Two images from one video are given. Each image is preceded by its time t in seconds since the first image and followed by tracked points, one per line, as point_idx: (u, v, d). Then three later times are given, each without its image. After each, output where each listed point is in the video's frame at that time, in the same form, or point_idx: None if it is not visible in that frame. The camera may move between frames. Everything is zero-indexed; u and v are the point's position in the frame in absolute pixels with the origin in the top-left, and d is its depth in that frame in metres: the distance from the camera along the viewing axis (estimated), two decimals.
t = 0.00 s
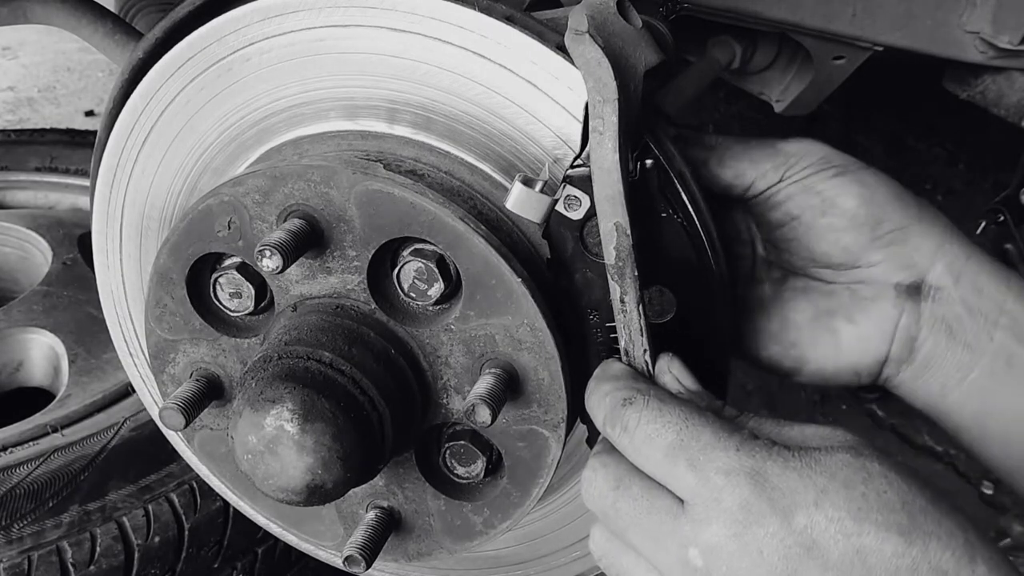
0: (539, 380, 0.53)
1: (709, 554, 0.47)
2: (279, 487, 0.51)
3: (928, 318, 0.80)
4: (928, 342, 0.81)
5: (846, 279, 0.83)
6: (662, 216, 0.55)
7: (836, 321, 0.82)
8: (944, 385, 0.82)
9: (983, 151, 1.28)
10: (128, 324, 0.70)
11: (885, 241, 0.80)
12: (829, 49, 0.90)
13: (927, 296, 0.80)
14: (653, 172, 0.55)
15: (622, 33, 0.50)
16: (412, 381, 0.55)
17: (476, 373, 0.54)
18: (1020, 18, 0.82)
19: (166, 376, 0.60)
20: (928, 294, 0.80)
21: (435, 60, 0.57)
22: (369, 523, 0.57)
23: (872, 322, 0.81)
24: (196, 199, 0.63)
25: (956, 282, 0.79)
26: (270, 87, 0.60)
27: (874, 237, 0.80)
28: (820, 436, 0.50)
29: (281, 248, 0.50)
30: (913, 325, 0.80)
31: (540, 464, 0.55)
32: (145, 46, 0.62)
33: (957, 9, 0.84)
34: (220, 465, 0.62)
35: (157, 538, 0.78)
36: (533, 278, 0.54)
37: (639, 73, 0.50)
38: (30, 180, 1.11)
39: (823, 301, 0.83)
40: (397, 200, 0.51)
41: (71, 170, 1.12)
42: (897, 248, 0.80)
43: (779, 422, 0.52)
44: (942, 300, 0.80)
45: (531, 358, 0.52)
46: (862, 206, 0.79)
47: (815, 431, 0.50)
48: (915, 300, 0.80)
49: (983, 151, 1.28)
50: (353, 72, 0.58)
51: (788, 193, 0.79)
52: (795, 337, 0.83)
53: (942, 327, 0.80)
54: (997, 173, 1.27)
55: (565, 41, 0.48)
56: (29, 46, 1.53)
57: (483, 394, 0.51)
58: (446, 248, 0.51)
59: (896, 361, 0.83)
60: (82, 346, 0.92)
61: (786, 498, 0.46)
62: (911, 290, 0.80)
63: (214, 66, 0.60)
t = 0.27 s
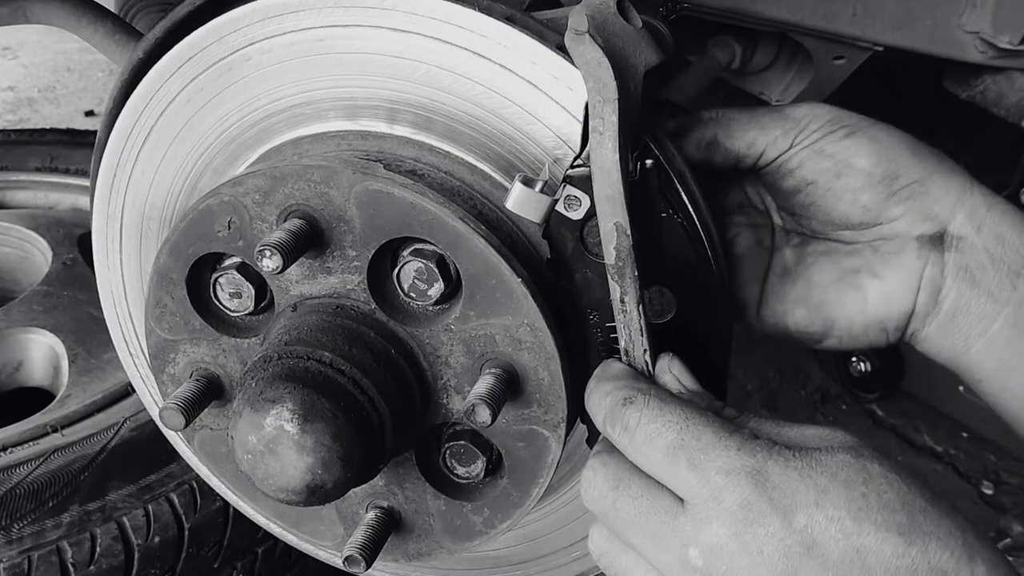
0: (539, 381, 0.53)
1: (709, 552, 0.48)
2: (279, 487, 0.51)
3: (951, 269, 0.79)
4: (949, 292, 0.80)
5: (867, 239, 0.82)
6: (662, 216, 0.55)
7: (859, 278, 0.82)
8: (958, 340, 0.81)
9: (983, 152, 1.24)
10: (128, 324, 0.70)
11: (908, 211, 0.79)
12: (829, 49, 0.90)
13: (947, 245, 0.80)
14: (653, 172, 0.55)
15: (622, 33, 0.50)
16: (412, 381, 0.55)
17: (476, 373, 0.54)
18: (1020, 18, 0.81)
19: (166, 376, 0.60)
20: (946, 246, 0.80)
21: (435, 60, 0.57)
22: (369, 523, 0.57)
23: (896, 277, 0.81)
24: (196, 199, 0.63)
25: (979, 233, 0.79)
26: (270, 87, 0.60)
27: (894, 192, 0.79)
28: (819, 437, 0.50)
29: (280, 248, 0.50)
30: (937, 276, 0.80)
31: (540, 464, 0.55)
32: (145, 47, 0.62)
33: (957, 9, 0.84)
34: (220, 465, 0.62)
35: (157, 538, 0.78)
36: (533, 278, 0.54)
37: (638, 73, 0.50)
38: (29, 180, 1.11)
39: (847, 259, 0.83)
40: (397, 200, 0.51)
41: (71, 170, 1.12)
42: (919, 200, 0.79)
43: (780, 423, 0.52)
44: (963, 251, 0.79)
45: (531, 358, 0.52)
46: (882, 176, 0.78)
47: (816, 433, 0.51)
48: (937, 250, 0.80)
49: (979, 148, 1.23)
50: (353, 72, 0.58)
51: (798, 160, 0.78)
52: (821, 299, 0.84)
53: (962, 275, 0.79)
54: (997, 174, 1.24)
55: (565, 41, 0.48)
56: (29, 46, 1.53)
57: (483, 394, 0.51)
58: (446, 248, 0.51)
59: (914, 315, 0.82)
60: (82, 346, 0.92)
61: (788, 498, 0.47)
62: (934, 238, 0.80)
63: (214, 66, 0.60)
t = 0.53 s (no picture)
0: (539, 381, 0.53)
1: (709, 550, 0.48)
2: (279, 487, 0.51)
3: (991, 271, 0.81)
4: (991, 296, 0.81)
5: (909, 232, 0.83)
6: (662, 216, 0.55)
7: (904, 269, 0.81)
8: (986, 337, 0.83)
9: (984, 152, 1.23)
10: (128, 324, 0.70)
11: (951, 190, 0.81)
12: (829, 49, 0.90)
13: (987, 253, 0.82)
14: (653, 172, 0.55)
15: (622, 33, 0.50)
16: (412, 381, 0.55)
17: (476, 373, 0.54)
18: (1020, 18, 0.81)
19: (166, 376, 0.60)
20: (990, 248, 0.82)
21: (435, 60, 0.57)
22: (369, 523, 0.57)
23: (941, 270, 0.81)
24: (196, 199, 0.63)
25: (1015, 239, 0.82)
26: (270, 87, 0.60)
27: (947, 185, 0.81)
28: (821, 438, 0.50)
29: (280, 249, 0.50)
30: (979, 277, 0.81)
31: (540, 464, 0.55)
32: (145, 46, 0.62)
33: (957, 9, 0.84)
34: (220, 465, 0.62)
35: (156, 537, 0.78)
36: (532, 278, 0.54)
37: (638, 73, 0.50)
38: (29, 179, 1.11)
39: (887, 250, 0.83)
40: (397, 200, 0.51)
41: (71, 170, 1.12)
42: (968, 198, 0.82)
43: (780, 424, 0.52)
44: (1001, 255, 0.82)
45: (531, 357, 0.52)
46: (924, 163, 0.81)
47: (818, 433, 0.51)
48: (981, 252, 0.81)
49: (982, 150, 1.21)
50: (353, 72, 0.58)
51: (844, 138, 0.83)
52: (860, 289, 0.82)
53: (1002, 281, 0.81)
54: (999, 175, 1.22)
55: (565, 41, 0.48)
56: (29, 46, 1.53)
57: (483, 394, 0.51)
58: (446, 248, 0.51)
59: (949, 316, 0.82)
60: (82, 345, 0.92)
61: (790, 495, 0.47)
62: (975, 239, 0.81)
63: (214, 66, 0.60)
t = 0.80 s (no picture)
0: (539, 381, 0.53)
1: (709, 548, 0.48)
2: (279, 487, 0.51)
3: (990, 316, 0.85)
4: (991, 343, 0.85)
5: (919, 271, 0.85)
6: (662, 216, 0.55)
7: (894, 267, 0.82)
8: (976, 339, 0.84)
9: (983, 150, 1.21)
10: (128, 324, 0.70)
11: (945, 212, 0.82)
12: (829, 49, 0.90)
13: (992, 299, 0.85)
14: (653, 172, 0.55)
15: (622, 33, 0.50)
16: (412, 381, 0.55)
17: (476, 373, 0.54)
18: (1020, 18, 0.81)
19: (166, 376, 0.60)
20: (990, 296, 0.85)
21: (435, 60, 0.57)
22: (369, 523, 0.57)
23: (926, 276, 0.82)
24: (196, 199, 0.63)
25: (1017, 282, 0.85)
26: (270, 87, 0.60)
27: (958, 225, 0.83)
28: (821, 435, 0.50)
29: (280, 248, 0.50)
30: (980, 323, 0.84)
31: (540, 463, 0.55)
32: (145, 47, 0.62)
33: (957, 9, 0.84)
34: (220, 465, 0.62)
35: (156, 538, 0.78)
36: (532, 278, 0.54)
37: (638, 73, 0.50)
38: (29, 179, 1.11)
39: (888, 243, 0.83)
40: (397, 200, 0.51)
41: (71, 170, 1.12)
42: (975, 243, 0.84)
43: (779, 420, 0.52)
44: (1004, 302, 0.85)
45: (531, 358, 0.52)
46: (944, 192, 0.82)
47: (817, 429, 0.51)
48: (982, 299, 0.85)
49: (980, 149, 1.22)
50: (353, 71, 0.58)
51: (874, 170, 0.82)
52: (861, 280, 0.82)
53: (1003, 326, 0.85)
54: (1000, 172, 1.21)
55: (565, 41, 0.48)
56: (29, 46, 1.53)
57: (483, 394, 0.51)
58: (446, 248, 0.51)
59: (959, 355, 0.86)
60: (82, 345, 0.92)
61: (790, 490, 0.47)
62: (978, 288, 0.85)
63: (214, 66, 0.60)
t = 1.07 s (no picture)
0: (539, 381, 0.53)
1: (698, 552, 0.48)
2: (278, 488, 0.51)
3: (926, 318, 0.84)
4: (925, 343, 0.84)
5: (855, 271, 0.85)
6: (662, 216, 0.55)
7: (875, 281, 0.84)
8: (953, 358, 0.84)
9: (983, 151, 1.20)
10: (128, 324, 0.70)
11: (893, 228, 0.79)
12: (829, 49, 0.90)
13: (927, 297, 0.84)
14: (653, 172, 0.55)
15: (622, 33, 0.50)
16: (412, 381, 0.55)
17: (476, 373, 0.54)
18: (1020, 18, 0.81)
19: (166, 376, 0.60)
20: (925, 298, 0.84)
21: (435, 60, 0.57)
22: (369, 523, 0.57)
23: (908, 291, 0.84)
24: (196, 199, 0.63)
25: (956, 284, 0.83)
26: (270, 87, 0.60)
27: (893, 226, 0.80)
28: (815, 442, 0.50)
29: (280, 248, 0.50)
30: (913, 325, 0.84)
31: (540, 464, 0.55)
32: (145, 47, 0.62)
33: (957, 9, 0.84)
34: (220, 465, 0.62)
35: (157, 538, 0.78)
36: (533, 278, 0.54)
37: (639, 73, 0.50)
38: (29, 179, 1.11)
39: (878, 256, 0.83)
40: (397, 200, 0.51)
41: (71, 170, 1.12)
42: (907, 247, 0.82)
43: (778, 427, 0.52)
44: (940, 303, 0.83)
45: (531, 358, 0.52)
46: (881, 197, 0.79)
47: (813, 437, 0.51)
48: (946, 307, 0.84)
49: (980, 149, 1.22)
50: (353, 72, 0.58)
51: (809, 177, 0.80)
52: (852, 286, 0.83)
53: (938, 328, 0.83)
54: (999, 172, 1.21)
55: (565, 41, 0.48)
56: (29, 46, 1.53)
57: (483, 394, 0.51)
58: (446, 248, 0.51)
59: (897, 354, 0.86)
60: (82, 345, 0.92)
61: (782, 499, 0.47)
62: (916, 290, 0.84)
63: (214, 66, 0.60)
